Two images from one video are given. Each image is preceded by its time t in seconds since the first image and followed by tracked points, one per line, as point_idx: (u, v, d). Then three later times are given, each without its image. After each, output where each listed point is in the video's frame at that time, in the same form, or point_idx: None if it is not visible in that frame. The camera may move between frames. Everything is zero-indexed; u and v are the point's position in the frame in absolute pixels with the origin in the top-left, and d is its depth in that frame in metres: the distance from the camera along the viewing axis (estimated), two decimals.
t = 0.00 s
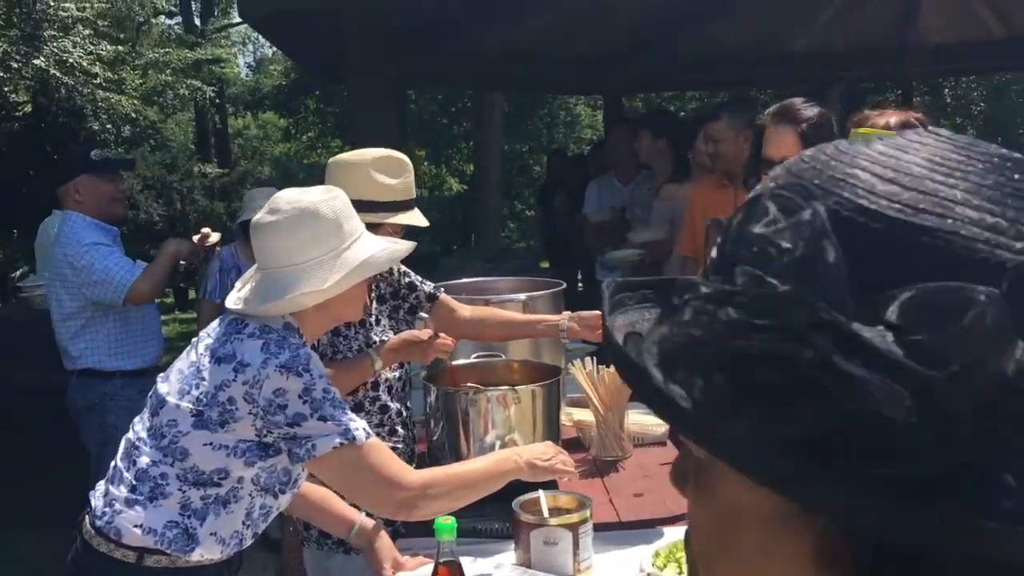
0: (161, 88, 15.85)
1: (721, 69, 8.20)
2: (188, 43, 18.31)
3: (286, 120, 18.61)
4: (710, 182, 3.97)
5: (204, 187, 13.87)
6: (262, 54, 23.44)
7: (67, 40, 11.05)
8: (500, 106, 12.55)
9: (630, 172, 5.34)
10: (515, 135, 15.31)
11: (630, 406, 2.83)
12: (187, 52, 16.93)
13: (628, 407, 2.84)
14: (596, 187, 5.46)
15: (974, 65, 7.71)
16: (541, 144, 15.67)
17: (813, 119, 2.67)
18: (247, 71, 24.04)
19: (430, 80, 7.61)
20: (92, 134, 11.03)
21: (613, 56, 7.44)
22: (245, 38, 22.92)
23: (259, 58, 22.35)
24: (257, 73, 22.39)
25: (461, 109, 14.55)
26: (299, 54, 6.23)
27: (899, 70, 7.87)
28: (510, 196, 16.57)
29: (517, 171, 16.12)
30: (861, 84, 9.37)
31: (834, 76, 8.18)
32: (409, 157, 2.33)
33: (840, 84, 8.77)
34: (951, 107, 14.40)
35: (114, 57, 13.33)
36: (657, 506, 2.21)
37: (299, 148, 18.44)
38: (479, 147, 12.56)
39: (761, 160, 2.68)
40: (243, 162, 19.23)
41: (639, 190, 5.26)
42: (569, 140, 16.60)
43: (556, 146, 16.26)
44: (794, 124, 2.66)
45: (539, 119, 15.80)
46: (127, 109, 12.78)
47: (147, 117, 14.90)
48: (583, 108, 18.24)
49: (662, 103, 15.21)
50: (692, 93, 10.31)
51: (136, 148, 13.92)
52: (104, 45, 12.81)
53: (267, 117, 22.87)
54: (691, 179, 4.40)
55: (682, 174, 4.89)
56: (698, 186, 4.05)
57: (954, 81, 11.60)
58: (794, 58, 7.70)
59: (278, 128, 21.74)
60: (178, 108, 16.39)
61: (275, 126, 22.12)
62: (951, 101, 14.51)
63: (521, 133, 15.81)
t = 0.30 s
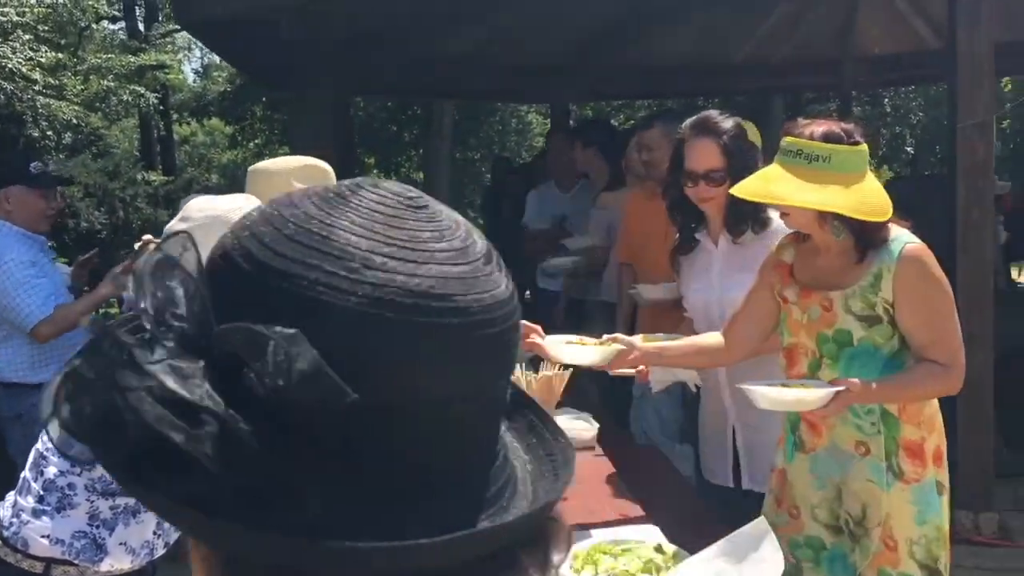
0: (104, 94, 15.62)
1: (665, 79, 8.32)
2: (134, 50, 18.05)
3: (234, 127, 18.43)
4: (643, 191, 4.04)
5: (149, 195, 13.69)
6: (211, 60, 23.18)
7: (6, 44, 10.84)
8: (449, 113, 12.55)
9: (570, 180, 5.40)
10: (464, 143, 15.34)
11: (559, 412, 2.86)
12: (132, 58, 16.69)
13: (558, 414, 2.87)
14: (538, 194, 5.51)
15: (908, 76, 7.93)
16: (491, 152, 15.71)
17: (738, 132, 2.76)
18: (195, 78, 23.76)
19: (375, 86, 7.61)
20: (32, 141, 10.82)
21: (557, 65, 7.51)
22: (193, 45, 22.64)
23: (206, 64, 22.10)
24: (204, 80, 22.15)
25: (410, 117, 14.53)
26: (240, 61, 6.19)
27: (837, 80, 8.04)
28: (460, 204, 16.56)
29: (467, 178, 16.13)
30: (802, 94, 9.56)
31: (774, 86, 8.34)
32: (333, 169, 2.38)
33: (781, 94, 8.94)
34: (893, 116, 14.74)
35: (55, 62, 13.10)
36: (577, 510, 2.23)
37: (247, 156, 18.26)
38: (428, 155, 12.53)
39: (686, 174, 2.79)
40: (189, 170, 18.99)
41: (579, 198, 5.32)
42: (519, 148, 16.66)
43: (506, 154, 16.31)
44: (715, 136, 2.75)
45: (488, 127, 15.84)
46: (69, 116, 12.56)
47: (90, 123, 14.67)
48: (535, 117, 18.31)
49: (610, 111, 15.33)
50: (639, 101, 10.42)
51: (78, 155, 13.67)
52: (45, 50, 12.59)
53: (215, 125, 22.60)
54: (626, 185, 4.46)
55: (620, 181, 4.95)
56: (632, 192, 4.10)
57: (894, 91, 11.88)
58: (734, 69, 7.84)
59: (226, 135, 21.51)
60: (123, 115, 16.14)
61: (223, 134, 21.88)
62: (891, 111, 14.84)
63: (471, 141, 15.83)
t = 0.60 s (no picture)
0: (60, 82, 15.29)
1: (628, 72, 8.34)
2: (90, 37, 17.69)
3: (194, 117, 18.15)
4: (599, 184, 4.04)
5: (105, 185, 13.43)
6: (169, 48, 22.78)
7: None
8: (412, 106, 12.47)
9: (529, 173, 5.40)
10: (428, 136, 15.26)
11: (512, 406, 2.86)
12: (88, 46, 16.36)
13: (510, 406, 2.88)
14: (497, 186, 5.50)
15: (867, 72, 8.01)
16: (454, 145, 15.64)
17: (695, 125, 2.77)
18: (154, 67, 23.37)
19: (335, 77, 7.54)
20: None
21: (519, 58, 7.50)
22: (151, 33, 22.24)
23: (167, 52, 21.74)
24: (163, 68, 21.78)
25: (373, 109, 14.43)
26: (196, 48, 6.09)
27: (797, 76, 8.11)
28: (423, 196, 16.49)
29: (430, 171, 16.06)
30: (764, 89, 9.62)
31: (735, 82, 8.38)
32: (277, 154, 2.43)
33: (742, 90, 9.00)
34: (853, 113, 14.89)
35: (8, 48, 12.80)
36: (527, 502, 2.23)
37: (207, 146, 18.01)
38: (391, 147, 12.45)
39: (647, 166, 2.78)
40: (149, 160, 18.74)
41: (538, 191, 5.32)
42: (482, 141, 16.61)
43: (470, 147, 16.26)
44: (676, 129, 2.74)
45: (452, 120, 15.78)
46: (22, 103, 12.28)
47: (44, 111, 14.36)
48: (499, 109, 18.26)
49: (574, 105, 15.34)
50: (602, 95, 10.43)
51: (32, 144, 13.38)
52: None
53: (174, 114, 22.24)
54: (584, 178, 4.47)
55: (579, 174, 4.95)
56: (590, 185, 4.11)
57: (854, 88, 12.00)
58: (695, 63, 7.87)
59: (185, 125, 21.18)
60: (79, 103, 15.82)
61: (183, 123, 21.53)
62: (851, 108, 14.99)
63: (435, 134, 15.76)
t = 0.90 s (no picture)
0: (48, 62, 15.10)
1: (621, 56, 8.30)
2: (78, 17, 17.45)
3: (183, 99, 17.98)
4: (592, 168, 4.00)
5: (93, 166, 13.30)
6: (157, 28, 22.52)
7: None
8: (404, 88, 12.37)
9: (520, 156, 5.37)
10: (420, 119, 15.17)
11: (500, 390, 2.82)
12: (76, 24, 16.16)
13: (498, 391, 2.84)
14: (488, 169, 5.46)
15: (862, 57, 7.97)
16: (446, 129, 15.55)
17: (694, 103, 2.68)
18: (143, 47, 23.15)
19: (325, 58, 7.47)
20: None
21: (512, 41, 7.43)
22: (140, 13, 21.99)
23: (157, 32, 21.53)
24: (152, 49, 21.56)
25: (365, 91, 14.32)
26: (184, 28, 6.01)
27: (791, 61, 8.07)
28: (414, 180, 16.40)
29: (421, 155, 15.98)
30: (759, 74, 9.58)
31: (730, 67, 8.33)
32: (258, 133, 2.36)
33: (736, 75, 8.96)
34: (846, 98, 14.88)
35: None
36: (514, 489, 2.20)
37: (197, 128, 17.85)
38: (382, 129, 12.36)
39: (640, 146, 2.71)
40: (140, 141, 18.59)
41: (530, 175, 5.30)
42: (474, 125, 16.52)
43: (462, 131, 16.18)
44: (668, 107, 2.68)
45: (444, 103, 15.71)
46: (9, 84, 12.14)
47: (32, 91, 14.19)
48: (491, 92, 18.17)
49: (566, 89, 15.26)
50: (596, 79, 10.37)
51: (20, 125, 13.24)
52: None
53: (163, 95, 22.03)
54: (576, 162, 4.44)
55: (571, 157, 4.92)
56: (582, 168, 4.07)
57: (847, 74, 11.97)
58: (691, 48, 7.82)
59: (174, 106, 20.95)
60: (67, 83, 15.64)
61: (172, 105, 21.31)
62: (844, 94, 14.99)
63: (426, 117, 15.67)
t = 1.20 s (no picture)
0: (39, 35, 14.97)
1: (617, 37, 8.25)
2: None
3: (176, 75, 17.86)
4: (588, 147, 3.96)
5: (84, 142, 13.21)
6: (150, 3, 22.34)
7: None
8: (398, 66, 12.28)
9: (515, 135, 5.33)
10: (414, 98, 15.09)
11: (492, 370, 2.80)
12: None
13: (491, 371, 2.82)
14: (482, 148, 5.43)
15: (859, 40, 7.94)
16: (440, 108, 15.48)
17: (696, 71, 2.62)
18: (135, 22, 22.97)
19: (319, 35, 7.41)
20: None
21: (508, 19, 7.37)
22: None
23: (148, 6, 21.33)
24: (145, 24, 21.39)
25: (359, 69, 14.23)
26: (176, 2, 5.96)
27: (787, 43, 8.04)
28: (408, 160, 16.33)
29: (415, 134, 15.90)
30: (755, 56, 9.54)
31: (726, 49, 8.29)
32: (247, 106, 2.33)
33: (731, 57, 8.92)
34: (841, 82, 14.85)
35: None
36: (507, 469, 2.18)
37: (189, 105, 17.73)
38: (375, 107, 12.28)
39: (645, 120, 2.66)
40: (131, 117, 18.44)
41: (524, 154, 5.27)
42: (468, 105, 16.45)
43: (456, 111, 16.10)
44: (671, 81, 2.63)
45: (439, 82, 15.63)
46: None
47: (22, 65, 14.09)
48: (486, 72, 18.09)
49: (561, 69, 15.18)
50: (591, 59, 10.33)
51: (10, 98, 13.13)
52: None
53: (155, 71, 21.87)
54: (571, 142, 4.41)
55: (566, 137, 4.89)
56: (577, 147, 4.04)
57: (843, 57, 11.93)
58: (687, 29, 7.77)
59: (166, 82, 20.80)
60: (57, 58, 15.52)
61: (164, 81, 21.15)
62: (839, 78, 14.95)
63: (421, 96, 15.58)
